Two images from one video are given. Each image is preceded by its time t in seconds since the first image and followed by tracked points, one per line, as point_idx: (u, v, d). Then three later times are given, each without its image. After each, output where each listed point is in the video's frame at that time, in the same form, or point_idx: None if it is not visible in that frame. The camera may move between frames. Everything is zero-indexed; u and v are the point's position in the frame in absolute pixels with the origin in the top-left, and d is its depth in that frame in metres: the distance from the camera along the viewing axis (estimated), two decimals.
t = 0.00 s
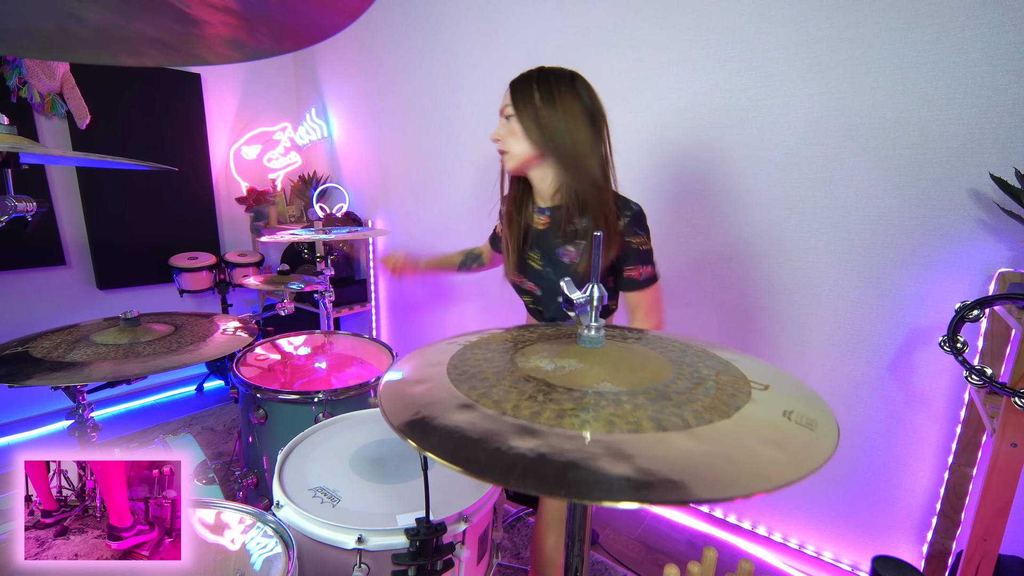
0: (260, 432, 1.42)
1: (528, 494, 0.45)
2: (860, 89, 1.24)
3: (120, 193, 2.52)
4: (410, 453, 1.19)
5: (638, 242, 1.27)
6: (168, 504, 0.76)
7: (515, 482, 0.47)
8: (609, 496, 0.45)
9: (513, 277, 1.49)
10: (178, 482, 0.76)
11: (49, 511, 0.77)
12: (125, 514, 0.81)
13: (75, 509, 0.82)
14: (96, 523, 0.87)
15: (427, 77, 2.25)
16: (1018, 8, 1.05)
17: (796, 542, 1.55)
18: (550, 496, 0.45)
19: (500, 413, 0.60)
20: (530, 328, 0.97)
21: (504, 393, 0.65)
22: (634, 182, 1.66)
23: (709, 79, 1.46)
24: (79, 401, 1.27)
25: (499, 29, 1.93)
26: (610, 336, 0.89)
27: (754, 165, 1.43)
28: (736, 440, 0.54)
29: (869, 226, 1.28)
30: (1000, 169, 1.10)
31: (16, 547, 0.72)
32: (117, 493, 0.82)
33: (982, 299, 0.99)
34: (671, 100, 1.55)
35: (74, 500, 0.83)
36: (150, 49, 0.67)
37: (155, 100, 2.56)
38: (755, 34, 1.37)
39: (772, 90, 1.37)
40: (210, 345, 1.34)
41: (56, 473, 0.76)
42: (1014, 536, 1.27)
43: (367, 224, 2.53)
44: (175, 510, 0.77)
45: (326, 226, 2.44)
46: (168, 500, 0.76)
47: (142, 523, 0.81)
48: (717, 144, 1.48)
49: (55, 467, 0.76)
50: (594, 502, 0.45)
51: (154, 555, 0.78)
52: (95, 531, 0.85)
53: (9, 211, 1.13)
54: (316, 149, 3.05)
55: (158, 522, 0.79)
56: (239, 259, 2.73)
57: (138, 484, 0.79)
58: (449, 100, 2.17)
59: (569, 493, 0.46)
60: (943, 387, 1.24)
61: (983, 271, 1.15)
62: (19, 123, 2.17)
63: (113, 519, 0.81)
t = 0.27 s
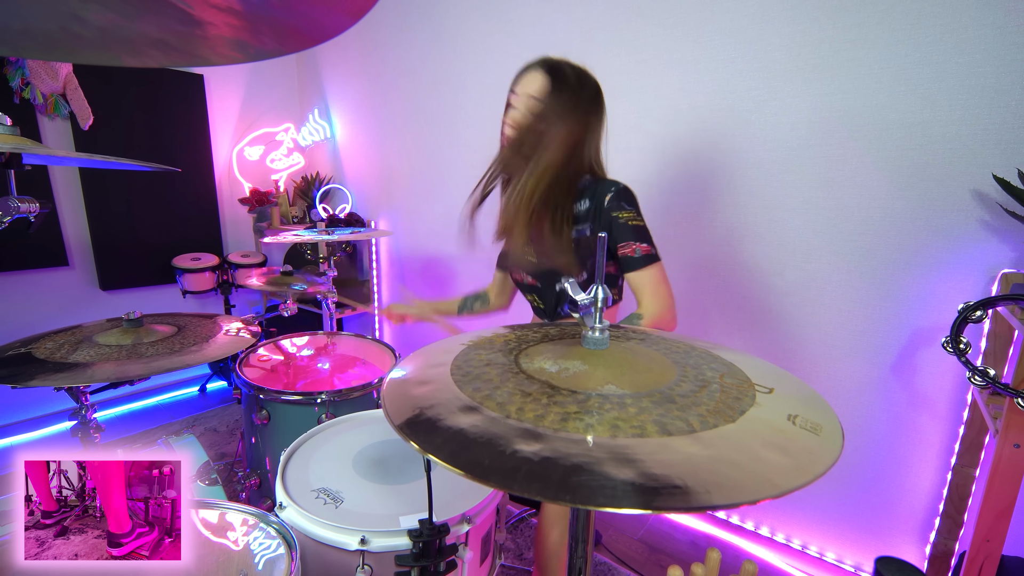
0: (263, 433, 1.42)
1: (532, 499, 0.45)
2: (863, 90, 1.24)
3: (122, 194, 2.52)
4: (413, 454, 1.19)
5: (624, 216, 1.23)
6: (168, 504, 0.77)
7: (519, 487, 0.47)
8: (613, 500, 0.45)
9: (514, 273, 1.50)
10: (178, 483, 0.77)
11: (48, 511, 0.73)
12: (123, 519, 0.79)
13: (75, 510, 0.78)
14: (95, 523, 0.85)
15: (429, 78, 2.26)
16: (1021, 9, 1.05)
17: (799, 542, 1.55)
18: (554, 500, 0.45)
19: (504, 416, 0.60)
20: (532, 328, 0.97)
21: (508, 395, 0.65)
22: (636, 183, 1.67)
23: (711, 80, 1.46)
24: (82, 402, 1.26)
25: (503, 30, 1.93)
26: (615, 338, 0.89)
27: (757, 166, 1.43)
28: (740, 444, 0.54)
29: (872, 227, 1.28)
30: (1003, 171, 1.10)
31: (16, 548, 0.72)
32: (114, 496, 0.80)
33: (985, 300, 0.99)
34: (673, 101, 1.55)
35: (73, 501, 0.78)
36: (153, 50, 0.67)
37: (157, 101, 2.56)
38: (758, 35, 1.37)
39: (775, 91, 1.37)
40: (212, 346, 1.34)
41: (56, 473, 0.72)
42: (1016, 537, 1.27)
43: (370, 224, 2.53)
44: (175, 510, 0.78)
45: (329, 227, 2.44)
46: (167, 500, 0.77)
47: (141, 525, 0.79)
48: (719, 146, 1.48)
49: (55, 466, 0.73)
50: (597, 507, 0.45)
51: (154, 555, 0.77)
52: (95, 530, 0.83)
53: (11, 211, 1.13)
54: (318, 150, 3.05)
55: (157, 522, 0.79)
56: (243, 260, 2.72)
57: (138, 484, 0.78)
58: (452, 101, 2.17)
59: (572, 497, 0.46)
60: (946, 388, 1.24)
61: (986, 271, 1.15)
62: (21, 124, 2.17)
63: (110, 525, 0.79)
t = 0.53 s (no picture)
0: (264, 435, 1.42)
1: (534, 500, 0.46)
2: (865, 91, 1.24)
3: (123, 196, 2.52)
4: (415, 456, 1.19)
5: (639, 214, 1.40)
6: (168, 504, 0.75)
7: (521, 488, 0.47)
8: (614, 501, 0.45)
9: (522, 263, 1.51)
10: (179, 483, 0.75)
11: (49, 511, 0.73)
12: (126, 512, 0.78)
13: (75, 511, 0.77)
14: (96, 523, 0.84)
15: (429, 80, 2.26)
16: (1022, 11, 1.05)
17: (801, 544, 1.55)
18: (555, 502, 0.45)
19: (505, 417, 0.60)
20: (533, 330, 0.96)
21: (509, 396, 0.65)
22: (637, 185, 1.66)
23: (712, 81, 1.47)
24: (84, 403, 1.26)
25: (505, 31, 1.93)
26: (617, 340, 0.89)
27: (758, 168, 1.43)
28: (743, 445, 0.54)
29: (873, 228, 1.28)
30: (1005, 173, 1.11)
31: (16, 549, 0.72)
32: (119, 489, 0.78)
33: (986, 302, 0.99)
34: (675, 102, 1.55)
35: (74, 501, 0.77)
36: (154, 51, 0.67)
37: (159, 102, 2.56)
38: (760, 36, 1.37)
39: (776, 93, 1.37)
40: (214, 348, 1.33)
41: (55, 473, 0.70)
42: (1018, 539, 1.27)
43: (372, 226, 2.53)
44: (175, 510, 0.76)
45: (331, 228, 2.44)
46: (168, 500, 0.75)
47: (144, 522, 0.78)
48: (720, 147, 1.48)
49: (54, 466, 0.70)
50: (598, 508, 0.45)
51: (154, 555, 0.76)
52: (95, 531, 0.83)
53: (13, 212, 1.13)
54: (320, 152, 3.05)
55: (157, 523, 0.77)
56: (243, 263, 2.71)
57: (137, 484, 0.76)
58: (454, 103, 2.16)
59: (574, 498, 0.46)
60: (948, 389, 1.24)
61: (987, 273, 1.15)
62: (23, 126, 2.18)
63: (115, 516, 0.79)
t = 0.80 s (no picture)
0: (265, 437, 1.42)
1: (535, 497, 0.46)
2: (866, 93, 1.24)
3: (123, 197, 2.52)
4: (415, 458, 1.19)
5: (616, 193, 1.46)
6: (168, 504, 0.75)
7: (522, 486, 0.47)
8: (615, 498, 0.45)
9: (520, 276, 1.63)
10: (178, 483, 0.76)
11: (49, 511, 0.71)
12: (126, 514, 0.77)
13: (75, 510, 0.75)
14: (97, 522, 0.83)
15: (429, 83, 2.27)
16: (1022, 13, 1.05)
17: (801, 546, 1.55)
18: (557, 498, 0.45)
19: (506, 417, 0.60)
20: (533, 332, 0.96)
21: (510, 397, 0.65)
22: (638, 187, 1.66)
23: (713, 83, 1.47)
24: (84, 405, 1.26)
25: (506, 33, 1.92)
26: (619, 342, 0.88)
27: (759, 169, 1.43)
28: (745, 445, 0.54)
29: (874, 230, 1.28)
30: (1005, 175, 1.11)
31: (16, 548, 0.72)
32: (117, 490, 0.77)
33: (987, 304, 0.99)
34: (676, 104, 1.54)
35: (75, 500, 0.76)
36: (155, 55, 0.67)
37: (159, 103, 2.56)
38: (760, 38, 1.37)
39: (777, 95, 1.37)
40: (215, 349, 1.34)
41: (56, 472, 0.70)
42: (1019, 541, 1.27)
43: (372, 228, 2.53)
44: (175, 511, 0.76)
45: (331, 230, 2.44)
46: (168, 500, 0.75)
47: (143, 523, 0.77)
48: (721, 149, 1.48)
49: (54, 466, 0.70)
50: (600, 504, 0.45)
51: (154, 555, 0.76)
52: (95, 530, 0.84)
53: (13, 215, 1.13)
54: (320, 154, 3.04)
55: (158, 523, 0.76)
56: (244, 264, 2.72)
57: (137, 484, 0.75)
58: (454, 104, 2.16)
59: (575, 494, 0.46)
60: (948, 391, 1.24)
61: (988, 275, 1.15)
62: (23, 127, 2.18)
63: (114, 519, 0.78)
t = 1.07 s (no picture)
0: (265, 438, 1.42)
1: (539, 501, 0.45)
2: (865, 95, 1.24)
3: (123, 198, 2.52)
4: (415, 460, 1.19)
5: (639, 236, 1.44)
6: (168, 504, 0.75)
7: (526, 490, 0.47)
8: (619, 503, 0.45)
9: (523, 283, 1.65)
10: (179, 483, 0.76)
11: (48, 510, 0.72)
12: (125, 517, 0.77)
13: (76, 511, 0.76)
14: (96, 522, 0.83)
15: (429, 85, 2.27)
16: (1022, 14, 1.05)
17: (801, 547, 1.55)
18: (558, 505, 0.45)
19: (508, 420, 0.60)
20: (533, 334, 0.96)
21: (511, 400, 0.65)
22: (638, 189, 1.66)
23: (712, 85, 1.47)
24: (84, 407, 1.26)
25: (505, 35, 1.92)
26: (618, 343, 0.89)
27: (758, 171, 1.43)
28: (745, 447, 0.54)
29: (873, 232, 1.28)
30: (1005, 176, 1.11)
31: (16, 549, 0.71)
32: (117, 494, 0.78)
33: (987, 305, 0.98)
34: (675, 105, 1.54)
35: (75, 501, 0.76)
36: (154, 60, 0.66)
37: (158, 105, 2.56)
38: (760, 40, 1.37)
39: (777, 96, 1.37)
40: (214, 351, 1.33)
41: (56, 473, 0.70)
42: (1018, 543, 1.27)
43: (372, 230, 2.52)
44: (175, 510, 0.76)
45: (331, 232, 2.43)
46: (167, 500, 0.75)
47: (143, 525, 0.77)
48: (720, 151, 1.49)
49: (54, 467, 0.70)
50: (603, 509, 0.45)
51: (154, 555, 0.76)
52: (95, 530, 0.81)
53: (13, 217, 1.12)
54: (320, 156, 3.04)
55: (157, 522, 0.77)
56: (244, 266, 2.71)
57: (137, 484, 0.75)
58: (454, 106, 2.16)
59: (579, 500, 0.46)
60: (948, 393, 1.24)
61: (988, 277, 1.15)
62: (23, 129, 2.18)
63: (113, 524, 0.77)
